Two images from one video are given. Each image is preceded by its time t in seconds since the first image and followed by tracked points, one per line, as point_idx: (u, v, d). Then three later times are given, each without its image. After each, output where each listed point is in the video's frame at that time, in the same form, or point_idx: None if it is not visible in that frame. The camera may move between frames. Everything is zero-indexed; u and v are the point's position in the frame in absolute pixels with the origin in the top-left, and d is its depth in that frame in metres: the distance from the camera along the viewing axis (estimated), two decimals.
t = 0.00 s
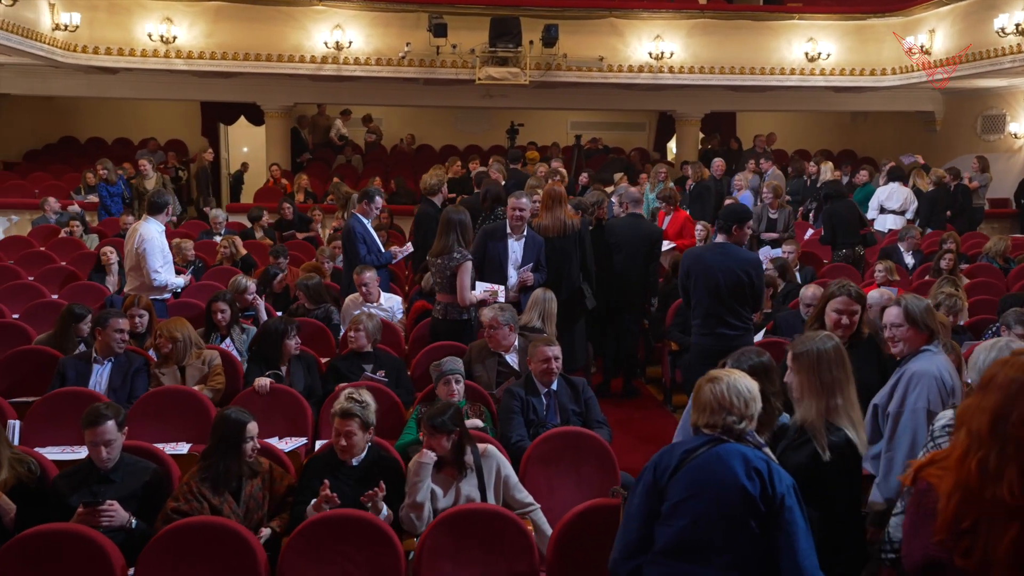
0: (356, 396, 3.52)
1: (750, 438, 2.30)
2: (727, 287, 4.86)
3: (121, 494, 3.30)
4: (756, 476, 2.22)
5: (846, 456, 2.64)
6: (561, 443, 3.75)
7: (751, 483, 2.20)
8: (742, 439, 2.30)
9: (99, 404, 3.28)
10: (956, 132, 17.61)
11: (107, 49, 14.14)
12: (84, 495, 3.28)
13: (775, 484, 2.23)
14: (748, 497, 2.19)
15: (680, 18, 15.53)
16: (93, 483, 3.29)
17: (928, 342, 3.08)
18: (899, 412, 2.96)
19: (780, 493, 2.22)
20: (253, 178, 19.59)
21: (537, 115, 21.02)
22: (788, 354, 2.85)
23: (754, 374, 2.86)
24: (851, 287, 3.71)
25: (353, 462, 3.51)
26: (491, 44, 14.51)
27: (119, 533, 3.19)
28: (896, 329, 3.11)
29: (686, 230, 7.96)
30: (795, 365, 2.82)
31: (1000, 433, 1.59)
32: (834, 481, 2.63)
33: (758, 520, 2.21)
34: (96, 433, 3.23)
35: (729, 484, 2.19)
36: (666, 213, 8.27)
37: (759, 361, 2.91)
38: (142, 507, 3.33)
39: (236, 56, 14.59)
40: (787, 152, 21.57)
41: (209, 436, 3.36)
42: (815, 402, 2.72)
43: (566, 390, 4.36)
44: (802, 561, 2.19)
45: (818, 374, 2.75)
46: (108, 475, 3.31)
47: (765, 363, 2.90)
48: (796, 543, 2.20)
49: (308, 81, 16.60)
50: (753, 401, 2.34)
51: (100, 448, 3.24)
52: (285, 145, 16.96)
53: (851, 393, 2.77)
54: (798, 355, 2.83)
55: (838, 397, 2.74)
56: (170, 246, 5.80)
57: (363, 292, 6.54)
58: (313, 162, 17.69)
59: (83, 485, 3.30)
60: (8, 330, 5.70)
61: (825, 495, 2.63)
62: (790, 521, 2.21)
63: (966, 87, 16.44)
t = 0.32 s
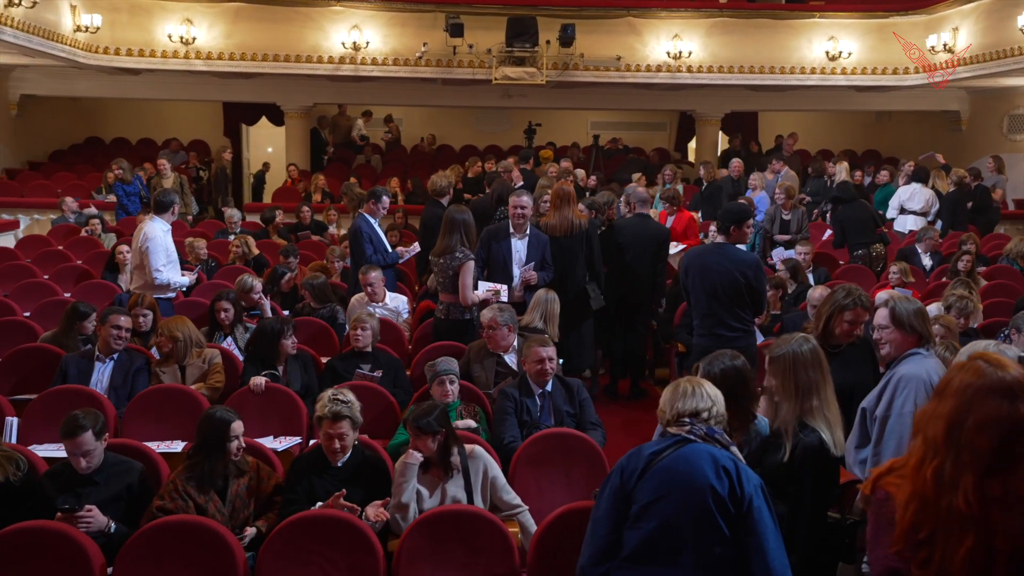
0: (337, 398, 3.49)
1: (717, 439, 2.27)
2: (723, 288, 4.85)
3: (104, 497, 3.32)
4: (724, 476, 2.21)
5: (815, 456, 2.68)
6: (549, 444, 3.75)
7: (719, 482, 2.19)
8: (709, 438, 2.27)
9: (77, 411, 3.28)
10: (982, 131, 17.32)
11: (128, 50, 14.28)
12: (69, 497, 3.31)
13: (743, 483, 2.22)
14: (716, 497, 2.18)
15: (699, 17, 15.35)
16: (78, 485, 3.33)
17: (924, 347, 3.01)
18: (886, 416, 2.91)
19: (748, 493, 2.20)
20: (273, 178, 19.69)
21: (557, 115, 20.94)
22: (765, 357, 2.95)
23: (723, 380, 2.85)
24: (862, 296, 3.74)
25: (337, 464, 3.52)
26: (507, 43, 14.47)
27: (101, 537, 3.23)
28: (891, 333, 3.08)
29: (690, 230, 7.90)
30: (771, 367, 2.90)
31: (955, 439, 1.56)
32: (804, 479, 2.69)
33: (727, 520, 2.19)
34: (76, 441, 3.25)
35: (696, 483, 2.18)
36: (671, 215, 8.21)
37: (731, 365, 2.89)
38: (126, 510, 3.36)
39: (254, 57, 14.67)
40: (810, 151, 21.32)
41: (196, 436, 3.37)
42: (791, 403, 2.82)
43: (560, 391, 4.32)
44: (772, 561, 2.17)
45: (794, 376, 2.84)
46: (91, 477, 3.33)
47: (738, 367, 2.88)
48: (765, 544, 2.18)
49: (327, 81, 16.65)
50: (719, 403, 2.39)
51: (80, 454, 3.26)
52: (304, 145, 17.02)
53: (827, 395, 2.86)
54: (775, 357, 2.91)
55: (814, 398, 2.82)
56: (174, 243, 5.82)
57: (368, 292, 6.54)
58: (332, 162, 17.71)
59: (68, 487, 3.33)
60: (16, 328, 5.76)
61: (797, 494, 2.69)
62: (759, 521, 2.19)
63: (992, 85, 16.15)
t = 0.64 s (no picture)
0: (331, 395, 3.48)
1: (680, 438, 2.26)
2: (722, 290, 4.82)
3: (88, 495, 3.40)
4: (690, 473, 2.19)
5: (804, 460, 2.56)
6: (538, 446, 3.73)
7: (685, 479, 2.17)
8: (674, 437, 2.26)
9: (58, 412, 3.37)
10: (1010, 130, 17.00)
11: (150, 51, 14.44)
12: (56, 495, 3.41)
13: (709, 482, 2.20)
14: (682, 495, 2.16)
15: (718, 15, 15.18)
16: (64, 483, 3.42)
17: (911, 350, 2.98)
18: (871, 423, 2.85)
19: (713, 492, 2.18)
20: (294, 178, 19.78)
21: (578, 114, 20.83)
22: (748, 367, 2.82)
23: (695, 384, 2.82)
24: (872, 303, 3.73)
25: (329, 461, 3.49)
26: (524, 43, 14.44)
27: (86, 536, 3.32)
28: (883, 335, 2.99)
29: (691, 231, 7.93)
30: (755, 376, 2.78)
31: (904, 452, 1.52)
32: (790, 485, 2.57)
33: (694, 519, 2.17)
34: (58, 442, 3.33)
35: (662, 481, 2.16)
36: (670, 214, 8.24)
37: (705, 368, 2.83)
38: (110, 507, 3.42)
39: (274, 57, 14.76)
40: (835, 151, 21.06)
41: (183, 434, 3.37)
42: (777, 411, 2.70)
43: (554, 392, 4.31)
44: (739, 560, 2.15)
45: (779, 385, 2.72)
46: (77, 475, 3.42)
47: (713, 370, 2.83)
48: (731, 544, 2.16)
49: (346, 81, 16.71)
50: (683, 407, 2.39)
51: (63, 454, 3.35)
52: (324, 145, 17.08)
53: (814, 401, 2.74)
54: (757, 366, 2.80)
55: (801, 405, 2.71)
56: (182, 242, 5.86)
57: (374, 291, 6.55)
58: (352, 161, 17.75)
59: (54, 485, 3.42)
60: (24, 325, 5.83)
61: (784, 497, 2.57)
62: (726, 520, 2.17)
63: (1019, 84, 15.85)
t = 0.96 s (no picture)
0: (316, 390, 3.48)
1: (640, 434, 2.25)
2: (716, 290, 4.79)
3: (75, 488, 3.46)
4: (649, 467, 2.18)
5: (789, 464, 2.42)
6: (524, 445, 3.72)
7: (644, 473, 2.16)
8: (633, 433, 2.26)
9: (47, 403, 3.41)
10: None
11: (168, 52, 14.56)
12: (41, 488, 3.45)
13: (668, 477, 2.18)
14: (641, 489, 2.15)
15: (734, 13, 15.05)
16: (50, 475, 3.47)
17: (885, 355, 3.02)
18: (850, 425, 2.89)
19: (671, 487, 2.17)
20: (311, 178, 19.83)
21: (595, 113, 20.69)
22: (720, 373, 2.63)
23: (663, 386, 2.67)
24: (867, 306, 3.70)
25: (312, 457, 3.49)
26: (538, 42, 14.41)
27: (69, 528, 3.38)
28: (858, 340, 3.06)
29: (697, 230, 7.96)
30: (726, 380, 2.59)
31: (840, 451, 1.57)
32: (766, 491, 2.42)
33: (653, 515, 2.16)
34: (45, 433, 3.37)
35: (621, 477, 2.15)
36: (674, 211, 8.18)
37: (673, 368, 2.68)
38: (95, 500, 3.48)
39: (289, 57, 14.84)
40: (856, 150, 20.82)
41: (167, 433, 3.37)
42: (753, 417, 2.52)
43: (544, 391, 4.30)
44: (698, 558, 2.15)
45: (754, 390, 2.54)
46: (63, 468, 3.47)
47: (681, 370, 2.68)
48: (690, 541, 2.15)
49: (361, 80, 16.75)
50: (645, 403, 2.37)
51: (50, 445, 3.39)
52: (340, 144, 17.11)
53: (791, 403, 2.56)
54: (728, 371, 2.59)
55: (778, 408, 2.52)
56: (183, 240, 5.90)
57: (376, 289, 6.57)
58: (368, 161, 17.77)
59: (41, 478, 3.47)
60: (30, 324, 5.90)
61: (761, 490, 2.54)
62: (685, 515, 2.16)
63: None
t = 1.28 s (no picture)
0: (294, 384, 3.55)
1: (589, 430, 2.28)
2: (704, 290, 4.79)
3: (58, 475, 3.53)
4: (596, 463, 2.20)
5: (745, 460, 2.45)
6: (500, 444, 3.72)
7: (590, 470, 2.18)
8: (582, 430, 2.28)
9: (41, 386, 3.55)
10: None
11: (180, 52, 14.64)
12: (27, 474, 3.53)
13: (614, 473, 2.20)
14: (588, 485, 2.17)
15: (744, 12, 14.94)
16: (37, 463, 3.54)
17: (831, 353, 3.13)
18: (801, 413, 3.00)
19: (617, 482, 2.19)
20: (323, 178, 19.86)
21: (609, 113, 20.60)
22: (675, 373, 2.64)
23: (621, 384, 2.66)
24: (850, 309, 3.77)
25: (288, 453, 3.54)
26: (546, 41, 14.41)
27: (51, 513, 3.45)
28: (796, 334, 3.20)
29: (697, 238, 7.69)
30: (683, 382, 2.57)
31: (748, 442, 1.60)
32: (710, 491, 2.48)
33: (599, 511, 2.18)
34: (35, 413, 3.50)
35: (568, 474, 2.16)
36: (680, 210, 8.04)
37: (632, 367, 2.68)
38: (79, 487, 3.55)
39: (300, 57, 14.91)
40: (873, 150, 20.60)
41: (139, 428, 3.39)
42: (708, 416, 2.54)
43: (527, 389, 4.31)
44: (644, 553, 2.18)
45: (707, 389, 2.57)
46: (49, 455, 3.55)
47: (640, 368, 2.68)
48: (635, 537, 2.18)
49: (372, 80, 16.78)
50: (594, 397, 2.42)
51: (39, 426, 3.50)
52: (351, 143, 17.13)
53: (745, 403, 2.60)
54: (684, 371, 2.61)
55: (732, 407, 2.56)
56: (178, 239, 5.95)
57: (372, 288, 6.60)
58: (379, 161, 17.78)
59: (28, 463, 3.55)
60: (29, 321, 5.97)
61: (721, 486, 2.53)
62: (630, 512, 2.19)
63: None
